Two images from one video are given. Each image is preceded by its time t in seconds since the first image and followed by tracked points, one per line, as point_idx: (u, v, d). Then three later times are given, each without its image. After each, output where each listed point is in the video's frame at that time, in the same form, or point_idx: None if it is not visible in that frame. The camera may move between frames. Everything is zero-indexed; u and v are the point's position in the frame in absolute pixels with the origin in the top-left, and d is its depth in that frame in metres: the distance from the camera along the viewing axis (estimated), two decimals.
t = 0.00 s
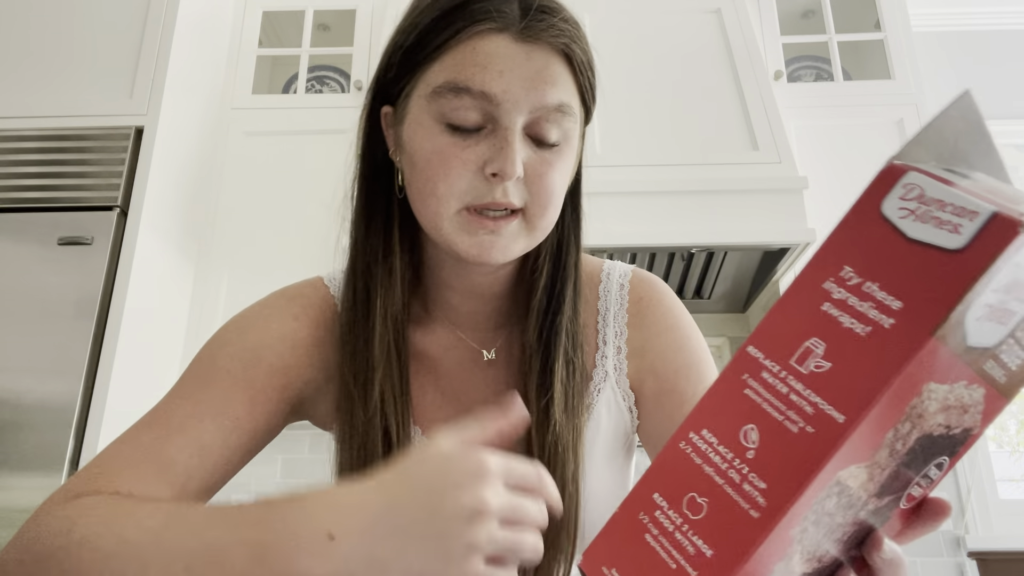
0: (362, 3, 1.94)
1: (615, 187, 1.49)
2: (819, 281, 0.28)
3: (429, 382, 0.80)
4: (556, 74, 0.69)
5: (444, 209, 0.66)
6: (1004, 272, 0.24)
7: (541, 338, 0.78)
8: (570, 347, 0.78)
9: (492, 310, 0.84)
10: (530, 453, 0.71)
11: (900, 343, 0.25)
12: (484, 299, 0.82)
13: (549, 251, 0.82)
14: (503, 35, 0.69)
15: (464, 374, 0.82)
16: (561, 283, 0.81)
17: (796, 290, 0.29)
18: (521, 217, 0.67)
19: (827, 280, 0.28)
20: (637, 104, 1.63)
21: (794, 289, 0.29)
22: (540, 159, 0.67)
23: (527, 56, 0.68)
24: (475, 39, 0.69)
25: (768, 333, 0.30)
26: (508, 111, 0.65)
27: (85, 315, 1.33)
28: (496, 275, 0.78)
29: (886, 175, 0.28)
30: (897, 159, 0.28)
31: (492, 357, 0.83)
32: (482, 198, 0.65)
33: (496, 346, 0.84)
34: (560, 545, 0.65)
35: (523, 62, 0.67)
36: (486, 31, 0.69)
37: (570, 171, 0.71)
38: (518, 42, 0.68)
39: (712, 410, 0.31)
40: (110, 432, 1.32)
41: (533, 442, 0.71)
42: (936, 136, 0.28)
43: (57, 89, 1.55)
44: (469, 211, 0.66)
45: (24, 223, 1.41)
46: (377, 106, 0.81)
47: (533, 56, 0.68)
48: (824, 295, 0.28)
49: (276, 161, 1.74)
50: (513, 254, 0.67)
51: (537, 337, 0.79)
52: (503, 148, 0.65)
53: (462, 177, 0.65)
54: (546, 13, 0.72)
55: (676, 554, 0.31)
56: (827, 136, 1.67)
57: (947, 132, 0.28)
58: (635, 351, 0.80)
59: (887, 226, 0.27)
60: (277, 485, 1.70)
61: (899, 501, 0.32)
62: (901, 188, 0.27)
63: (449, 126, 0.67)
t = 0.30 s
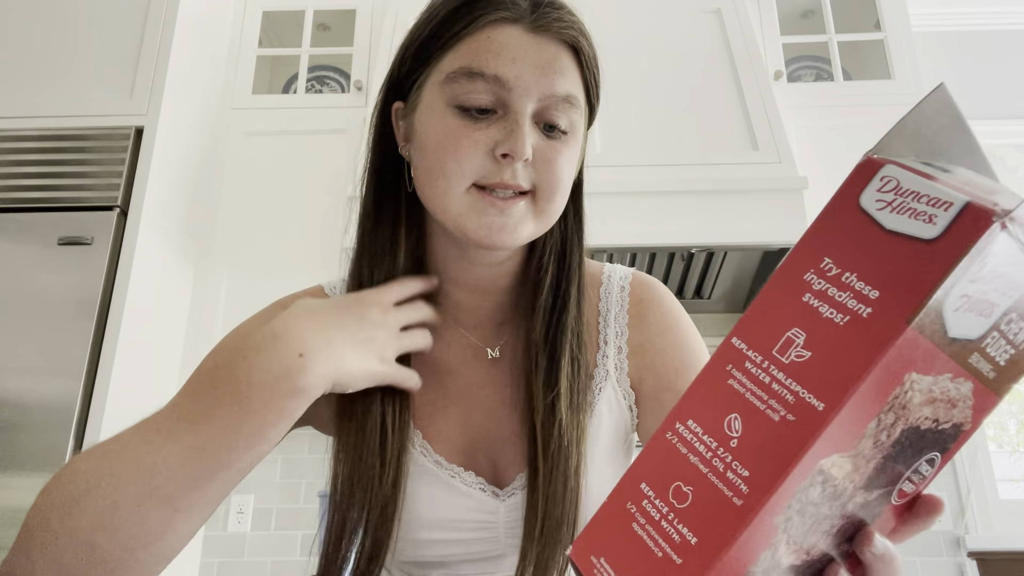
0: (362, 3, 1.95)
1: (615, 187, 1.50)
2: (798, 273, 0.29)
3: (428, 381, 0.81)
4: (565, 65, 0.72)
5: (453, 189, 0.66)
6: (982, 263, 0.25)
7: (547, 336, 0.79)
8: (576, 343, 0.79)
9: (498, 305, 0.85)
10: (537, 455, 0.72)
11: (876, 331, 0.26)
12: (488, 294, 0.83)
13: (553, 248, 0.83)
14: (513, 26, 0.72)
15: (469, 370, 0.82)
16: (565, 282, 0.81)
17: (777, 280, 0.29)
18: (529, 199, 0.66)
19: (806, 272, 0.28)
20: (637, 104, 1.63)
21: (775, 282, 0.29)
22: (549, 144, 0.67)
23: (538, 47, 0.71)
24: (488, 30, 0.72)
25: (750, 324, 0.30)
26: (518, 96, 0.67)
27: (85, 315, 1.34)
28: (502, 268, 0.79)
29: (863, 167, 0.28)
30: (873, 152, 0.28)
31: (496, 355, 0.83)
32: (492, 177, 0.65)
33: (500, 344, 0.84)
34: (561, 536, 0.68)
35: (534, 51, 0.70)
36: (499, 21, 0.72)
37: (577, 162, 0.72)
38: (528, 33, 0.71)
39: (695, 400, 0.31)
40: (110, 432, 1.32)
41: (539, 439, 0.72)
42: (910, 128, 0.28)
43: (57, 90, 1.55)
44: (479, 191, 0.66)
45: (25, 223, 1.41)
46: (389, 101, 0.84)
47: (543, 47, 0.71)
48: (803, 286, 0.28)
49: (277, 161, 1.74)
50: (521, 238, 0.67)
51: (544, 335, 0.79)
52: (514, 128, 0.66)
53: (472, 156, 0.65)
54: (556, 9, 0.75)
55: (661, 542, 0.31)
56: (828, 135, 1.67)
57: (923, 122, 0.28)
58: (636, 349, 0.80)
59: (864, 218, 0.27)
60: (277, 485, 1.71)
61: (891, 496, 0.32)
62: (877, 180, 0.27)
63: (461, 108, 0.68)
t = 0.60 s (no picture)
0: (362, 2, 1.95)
1: (616, 187, 1.50)
2: (783, 276, 0.29)
3: (430, 382, 0.80)
4: (550, 50, 0.73)
5: (454, 182, 0.66)
6: (962, 268, 0.24)
7: (551, 325, 0.80)
8: (579, 331, 0.79)
9: (500, 304, 0.85)
10: (541, 443, 0.72)
11: (857, 337, 0.26)
12: (488, 294, 0.83)
13: (554, 241, 0.84)
14: (495, 17, 0.74)
15: (474, 371, 0.81)
16: (566, 276, 0.83)
17: (761, 285, 0.30)
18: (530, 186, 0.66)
19: (789, 277, 0.29)
20: (637, 104, 1.63)
21: (759, 287, 0.30)
22: (542, 130, 0.68)
23: (522, 34, 0.72)
24: (473, 23, 0.74)
25: (734, 328, 0.30)
26: (509, 81, 0.69)
27: (85, 315, 1.34)
28: (503, 266, 0.79)
29: (846, 173, 0.28)
30: (859, 158, 0.28)
31: (497, 353, 0.83)
32: (491, 164, 0.66)
33: (501, 342, 0.84)
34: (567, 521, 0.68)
35: (519, 38, 0.72)
36: (483, 14, 0.74)
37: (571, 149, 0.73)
38: (510, 23, 0.73)
39: (680, 402, 0.31)
40: (110, 432, 1.32)
41: (545, 426, 0.73)
42: (897, 133, 0.28)
43: (56, 89, 1.55)
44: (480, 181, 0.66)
45: (24, 223, 1.41)
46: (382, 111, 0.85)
47: (527, 34, 0.73)
48: (787, 291, 0.29)
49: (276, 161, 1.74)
50: (525, 227, 0.66)
51: (547, 324, 0.80)
52: (509, 115, 0.67)
53: (471, 146, 0.66)
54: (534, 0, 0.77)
55: (645, 543, 0.31)
56: (828, 135, 1.67)
57: (906, 128, 0.28)
58: (638, 350, 0.80)
59: (845, 223, 0.27)
60: (277, 485, 1.71)
61: (882, 498, 0.33)
62: (860, 186, 0.27)
63: (455, 102, 0.69)
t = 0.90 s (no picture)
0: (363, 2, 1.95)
1: (615, 187, 1.50)
2: (778, 270, 0.29)
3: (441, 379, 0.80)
4: (540, 41, 0.74)
5: (457, 173, 0.66)
6: (955, 257, 0.25)
7: (557, 316, 0.81)
8: (583, 320, 0.80)
9: (507, 302, 0.85)
10: (550, 432, 0.73)
11: (853, 329, 0.26)
12: (498, 290, 0.83)
13: (557, 232, 0.85)
14: (483, 12, 0.74)
15: (480, 367, 0.82)
16: (570, 267, 0.84)
17: (757, 280, 0.30)
18: (532, 170, 0.66)
19: (785, 271, 0.29)
20: (637, 104, 1.64)
21: (754, 282, 0.30)
22: (540, 119, 0.69)
23: (511, 26, 0.73)
24: (461, 17, 0.74)
25: (730, 324, 0.30)
26: (502, 71, 0.70)
27: (84, 315, 1.34)
28: (513, 260, 0.80)
29: (840, 167, 0.28)
30: (852, 151, 0.29)
31: (507, 347, 0.83)
32: (493, 153, 0.66)
33: (509, 338, 0.84)
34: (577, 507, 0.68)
35: (508, 30, 0.73)
36: (470, 9, 0.74)
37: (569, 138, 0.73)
38: (498, 16, 0.74)
39: (677, 398, 0.32)
40: (110, 432, 1.33)
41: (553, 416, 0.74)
42: (891, 126, 0.29)
43: (56, 89, 1.55)
44: (483, 170, 0.66)
45: (24, 223, 1.42)
46: (381, 115, 0.85)
47: (516, 25, 0.74)
48: (782, 284, 0.29)
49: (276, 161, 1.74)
50: (531, 214, 0.66)
51: (552, 314, 0.81)
52: (506, 105, 0.67)
53: (471, 137, 0.66)
54: None
55: (644, 538, 0.31)
56: (827, 135, 1.68)
57: (900, 120, 0.29)
58: (641, 348, 0.81)
59: (840, 215, 0.28)
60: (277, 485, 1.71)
61: (881, 494, 0.33)
62: (854, 179, 0.28)
63: (450, 96, 0.70)
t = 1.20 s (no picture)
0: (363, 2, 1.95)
1: (616, 187, 1.50)
2: (781, 271, 0.29)
3: (446, 377, 0.81)
4: (544, 45, 0.74)
5: (454, 179, 0.67)
6: (961, 260, 0.25)
7: (555, 314, 0.81)
8: (583, 319, 0.81)
9: (513, 300, 0.84)
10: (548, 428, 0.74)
11: (856, 330, 0.26)
12: (499, 288, 0.82)
13: (559, 232, 0.84)
14: (487, 15, 0.74)
15: (484, 366, 0.82)
16: (571, 267, 0.83)
17: (761, 280, 0.30)
18: (530, 180, 0.66)
19: (789, 271, 0.29)
20: (637, 104, 1.63)
21: (758, 282, 0.30)
22: (540, 126, 0.69)
23: (514, 31, 0.73)
24: (464, 21, 0.74)
25: (733, 323, 0.30)
26: (503, 77, 0.70)
27: (84, 316, 1.34)
28: (514, 261, 0.79)
29: (845, 166, 0.28)
30: (857, 152, 0.28)
31: (510, 347, 0.83)
32: (490, 160, 0.66)
33: (513, 337, 0.84)
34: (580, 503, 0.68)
35: (511, 35, 0.72)
36: (473, 13, 0.74)
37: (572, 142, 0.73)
38: (502, 20, 0.73)
39: (680, 398, 0.31)
40: (110, 433, 1.33)
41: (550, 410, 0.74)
42: (895, 127, 0.28)
43: (56, 90, 1.55)
44: (480, 177, 0.66)
45: (24, 223, 1.42)
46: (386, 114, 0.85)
47: (519, 30, 0.73)
48: (786, 284, 0.29)
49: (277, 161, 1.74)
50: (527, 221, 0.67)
51: (552, 315, 0.81)
52: (505, 112, 0.67)
53: (469, 144, 0.67)
54: None
55: (646, 539, 0.31)
56: (828, 135, 1.67)
57: (905, 122, 0.28)
58: (644, 348, 0.81)
59: (845, 216, 0.28)
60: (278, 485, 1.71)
61: (883, 495, 0.33)
62: (859, 180, 0.28)
63: (450, 101, 0.70)
